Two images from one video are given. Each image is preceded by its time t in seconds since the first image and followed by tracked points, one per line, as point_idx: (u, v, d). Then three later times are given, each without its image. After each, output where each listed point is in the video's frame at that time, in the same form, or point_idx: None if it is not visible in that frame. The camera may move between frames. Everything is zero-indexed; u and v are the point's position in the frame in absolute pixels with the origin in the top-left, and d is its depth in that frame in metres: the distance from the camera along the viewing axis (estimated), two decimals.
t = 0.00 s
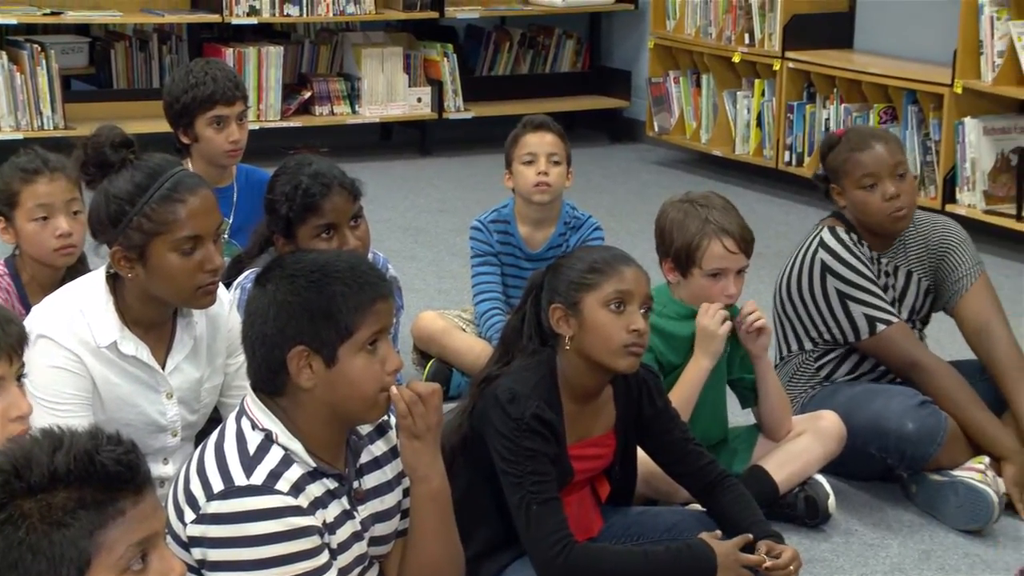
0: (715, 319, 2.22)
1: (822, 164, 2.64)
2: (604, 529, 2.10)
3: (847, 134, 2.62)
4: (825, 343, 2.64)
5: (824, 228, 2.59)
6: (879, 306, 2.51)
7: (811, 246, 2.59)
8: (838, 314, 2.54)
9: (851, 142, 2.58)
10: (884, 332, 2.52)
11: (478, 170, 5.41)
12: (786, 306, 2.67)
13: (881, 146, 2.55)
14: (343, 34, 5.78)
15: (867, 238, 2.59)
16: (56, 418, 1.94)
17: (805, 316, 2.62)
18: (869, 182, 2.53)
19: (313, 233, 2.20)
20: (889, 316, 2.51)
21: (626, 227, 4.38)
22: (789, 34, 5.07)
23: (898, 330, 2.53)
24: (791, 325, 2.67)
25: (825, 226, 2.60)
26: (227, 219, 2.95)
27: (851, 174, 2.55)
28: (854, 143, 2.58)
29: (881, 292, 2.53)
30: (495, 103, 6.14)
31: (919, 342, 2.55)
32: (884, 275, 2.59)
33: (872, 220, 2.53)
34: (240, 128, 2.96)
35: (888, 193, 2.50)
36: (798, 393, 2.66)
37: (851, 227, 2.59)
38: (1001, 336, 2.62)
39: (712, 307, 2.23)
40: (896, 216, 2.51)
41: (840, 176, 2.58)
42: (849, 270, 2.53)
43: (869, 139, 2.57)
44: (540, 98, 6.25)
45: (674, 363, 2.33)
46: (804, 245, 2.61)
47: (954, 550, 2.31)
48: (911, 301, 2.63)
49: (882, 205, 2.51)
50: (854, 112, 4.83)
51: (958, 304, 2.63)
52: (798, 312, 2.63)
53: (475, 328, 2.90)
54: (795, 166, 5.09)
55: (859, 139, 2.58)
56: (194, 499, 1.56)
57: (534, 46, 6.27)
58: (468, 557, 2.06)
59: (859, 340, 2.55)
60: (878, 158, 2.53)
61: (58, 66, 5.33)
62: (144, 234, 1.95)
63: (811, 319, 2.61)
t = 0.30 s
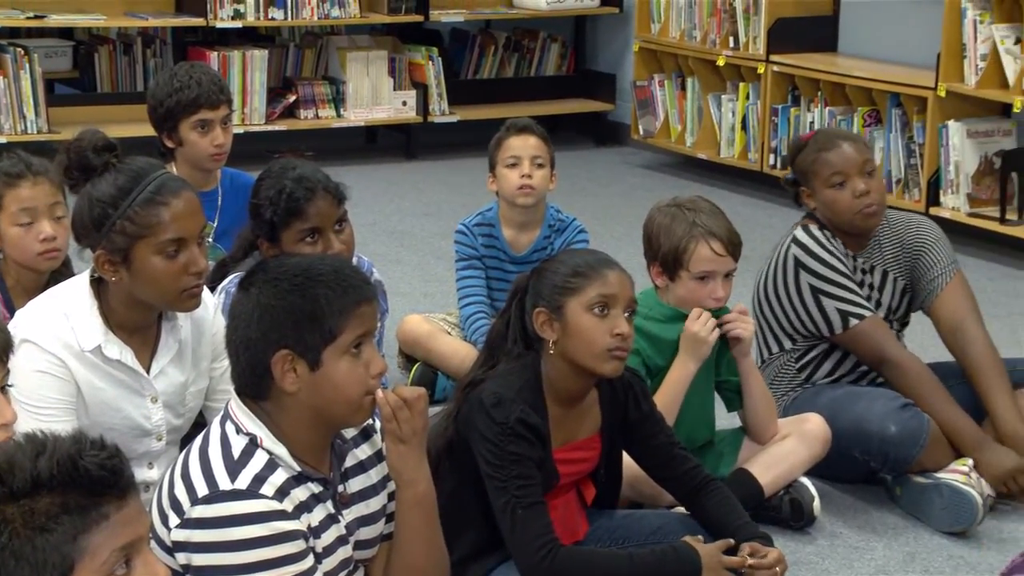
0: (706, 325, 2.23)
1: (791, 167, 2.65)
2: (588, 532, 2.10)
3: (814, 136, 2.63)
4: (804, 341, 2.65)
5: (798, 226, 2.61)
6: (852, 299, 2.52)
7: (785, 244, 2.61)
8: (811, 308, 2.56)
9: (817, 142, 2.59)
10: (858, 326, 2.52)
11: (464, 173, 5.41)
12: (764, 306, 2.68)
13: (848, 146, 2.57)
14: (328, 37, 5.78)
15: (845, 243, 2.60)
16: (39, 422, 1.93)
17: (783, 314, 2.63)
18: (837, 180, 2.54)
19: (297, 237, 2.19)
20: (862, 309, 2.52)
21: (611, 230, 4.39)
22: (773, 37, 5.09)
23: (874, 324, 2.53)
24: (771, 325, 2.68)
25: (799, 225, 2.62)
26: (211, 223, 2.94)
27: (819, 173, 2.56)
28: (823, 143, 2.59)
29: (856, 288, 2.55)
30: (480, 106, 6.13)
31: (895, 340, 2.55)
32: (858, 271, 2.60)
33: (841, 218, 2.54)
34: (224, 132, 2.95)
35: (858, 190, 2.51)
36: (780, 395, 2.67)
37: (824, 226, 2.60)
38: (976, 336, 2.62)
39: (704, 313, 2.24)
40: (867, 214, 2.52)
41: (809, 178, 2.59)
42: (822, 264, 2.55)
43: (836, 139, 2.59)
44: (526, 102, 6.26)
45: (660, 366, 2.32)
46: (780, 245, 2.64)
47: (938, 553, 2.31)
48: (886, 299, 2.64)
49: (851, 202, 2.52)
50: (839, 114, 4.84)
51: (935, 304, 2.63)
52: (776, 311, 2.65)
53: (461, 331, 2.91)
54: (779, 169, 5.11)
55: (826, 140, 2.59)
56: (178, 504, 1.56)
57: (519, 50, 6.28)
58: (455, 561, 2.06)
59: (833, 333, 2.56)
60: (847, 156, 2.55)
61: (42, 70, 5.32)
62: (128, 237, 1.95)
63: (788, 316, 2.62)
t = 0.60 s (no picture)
0: (693, 326, 2.23)
1: (771, 172, 2.68)
2: (573, 535, 2.10)
3: (793, 141, 2.66)
4: (788, 344, 2.65)
5: (780, 228, 2.61)
6: (835, 300, 2.53)
7: (767, 246, 2.62)
8: (795, 309, 2.56)
9: (797, 145, 2.62)
10: (842, 327, 2.53)
11: (448, 177, 5.41)
12: (748, 310, 2.69)
13: (827, 148, 2.60)
14: (311, 41, 5.77)
15: (827, 244, 2.60)
16: (22, 427, 1.93)
17: (767, 316, 2.63)
18: (819, 180, 2.56)
19: (280, 241, 2.19)
20: (846, 310, 2.53)
21: (595, 233, 4.39)
22: (757, 41, 5.10)
23: (858, 325, 2.54)
24: (755, 327, 2.68)
25: (779, 227, 2.62)
26: (195, 227, 2.94)
27: (800, 175, 2.58)
28: (801, 146, 2.62)
29: (839, 289, 2.55)
30: (464, 109, 6.14)
31: (878, 341, 2.56)
32: (841, 272, 2.60)
33: (825, 219, 2.55)
34: (207, 135, 2.95)
35: (839, 190, 2.53)
36: (764, 397, 2.67)
37: (805, 227, 2.61)
38: (960, 337, 2.62)
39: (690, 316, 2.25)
40: (849, 213, 2.53)
41: (790, 182, 2.61)
42: (804, 265, 2.55)
43: (815, 141, 2.62)
44: (510, 105, 6.26)
45: (644, 367, 2.32)
46: (763, 248, 2.64)
47: (922, 555, 2.32)
48: (871, 300, 2.64)
49: (834, 201, 2.53)
50: (822, 118, 4.86)
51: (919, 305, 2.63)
52: (760, 313, 2.65)
53: (444, 334, 2.91)
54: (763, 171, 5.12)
55: (806, 142, 2.63)
56: (161, 508, 1.55)
57: (503, 53, 6.28)
58: (439, 565, 2.05)
59: (817, 335, 2.57)
60: (826, 158, 2.58)
61: (25, 74, 5.31)
62: (111, 241, 1.94)
63: (772, 319, 2.63)
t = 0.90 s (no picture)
0: (674, 326, 2.24)
1: (765, 175, 2.66)
2: (559, 539, 2.10)
3: (789, 144, 2.65)
4: (777, 347, 2.65)
5: (771, 230, 2.61)
6: (825, 303, 2.53)
7: (758, 249, 2.62)
8: (785, 311, 2.56)
9: (793, 148, 2.61)
10: (831, 329, 2.53)
11: (433, 180, 5.41)
12: (737, 312, 2.69)
13: (823, 152, 2.58)
14: (296, 44, 5.77)
15: (818, 248, 2.60)
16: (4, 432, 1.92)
17: (756, 319, 2.64)
18: (814, 184, 2.55)
19: (265, 245, 2.19)
20: (834, 312, 2.53)
21: (580, 236, 4.39)
22: (741, 44, 5.10)
23: (847, 327, 2.54)
24: (744, 329, 2.68)
25: (771, 229, 2.62)
26: (179, 230, 2.94)
27: (795, 178, 2.57)
28: (797, 150, 2.61)
29: (829, 292, 2.55)
30: (449, 113, 6.14)
31: (866, 342, 2.56)
32: (832, 276, 2.60)
33: (820, 224, 2.54)
34: (190, 138, 2.95)
35: (834, 194, 2.52)
36: (751, 400, 2.68)
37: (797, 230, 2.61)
38: (952, 344, 2.64)
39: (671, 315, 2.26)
40: (844, 217, 2.53)
41: (785, 185, 2.59)
42: (795, 267, 2.55)
43: (812, 145, 2.61)
44: (496, 108, 6.26)
45: (630, 370, 2.33)
46: (753, 250, 2.64)
47: (907, 556, 2.32)
48: (861, 305, 2.64)
49: (829, 206, 2.53)
50: (806, 120, 4.87)
51: (911, 312, 2.64)
52: (749, 315, 2.65)
53: (430, 337, 2.91)
54: (747, 174, 5.13)
55: (802, 145, 2.61)
56: (145, 512, 1.56)
57: (488, 56, 6.28)
58: (425, 567, 2.05)
59: (807, 337, 2.57)
60: (822, 162, 2.56)
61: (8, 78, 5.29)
62: (94, 244, 1.94)
63: (762, 321, 2.62)
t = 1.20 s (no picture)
0: (656, 324, 2.25)
1: (752, 178, 2.65)
2: (542, 542, 2.11)
3: (778, 148, 2.64)
4: (762, 349, 2.66)
5: (756, 232, 2.62)
6: (811, 303, 2.53)
7: (744, 251, 2.62)
8: (770, 313, 2.56)
9: (782, 153, 2.60)
10: (816, 329, 2.53)
11: (417, 183, 5.41)
12: (723, 315, 2.69)
13: (811, 159, 2.57)
14: (279, 47, 5.76)
15: (804, 251, 2.60)
16: None
17: (741, 319, 2.64)
18: (802, 191, 2.55)
19: (249, 248, 2.18)
20: (820, 312, 2.53)
21: (564, 239, 4.39)
22: (725, 46, 5.11)
23: (832, 328, 2.54)
24: (729, 330, 2.69)
25: (757, 231, 2.62)
26: (162, 234, 2.94)
27: (782, 184, 2.56)
28: (785, 155, 2.60)
29: (814, 293, 2.55)
30: (433, 116, 6.14)
31: (849, 342, 2.56)
32: (817, 277, 2.60)
33: (806, 231, 2.55)
34: (174, 142, 2.94)
35: (821, 202, 2.52)
36: (735, 402, 2.68)
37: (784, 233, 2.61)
38: (941, 343, 2.65)
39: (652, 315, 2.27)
40: (830, 226, 2.53)
41: (771, 189, 2.59)
42: (781, 268, 2.55)
43: (800, 151, 2.60)
44: (480, 111, 6.27)
45: (614, 373, 2.32)
46: (740, 252, 2.65)
47: (891, 558, 2.33)
48: (846, 307, 2.64)
49: (815, 213, 2.53)
50: (789, 123, 4.89)
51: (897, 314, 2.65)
52: (735, 316, 2.65)
53: (415, 340, 2.91)
54: (732, 177, 5.14)
55: (791, 151, 2.60)
56: (127, 516, 1.55)
57: (472, 59, 6.28)
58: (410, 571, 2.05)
59: (791, 338, 2.57)
60: (809, 168, 2.56)
61: None
62: (77, 248, 1.93)
63: (747, 324, 2.63)
